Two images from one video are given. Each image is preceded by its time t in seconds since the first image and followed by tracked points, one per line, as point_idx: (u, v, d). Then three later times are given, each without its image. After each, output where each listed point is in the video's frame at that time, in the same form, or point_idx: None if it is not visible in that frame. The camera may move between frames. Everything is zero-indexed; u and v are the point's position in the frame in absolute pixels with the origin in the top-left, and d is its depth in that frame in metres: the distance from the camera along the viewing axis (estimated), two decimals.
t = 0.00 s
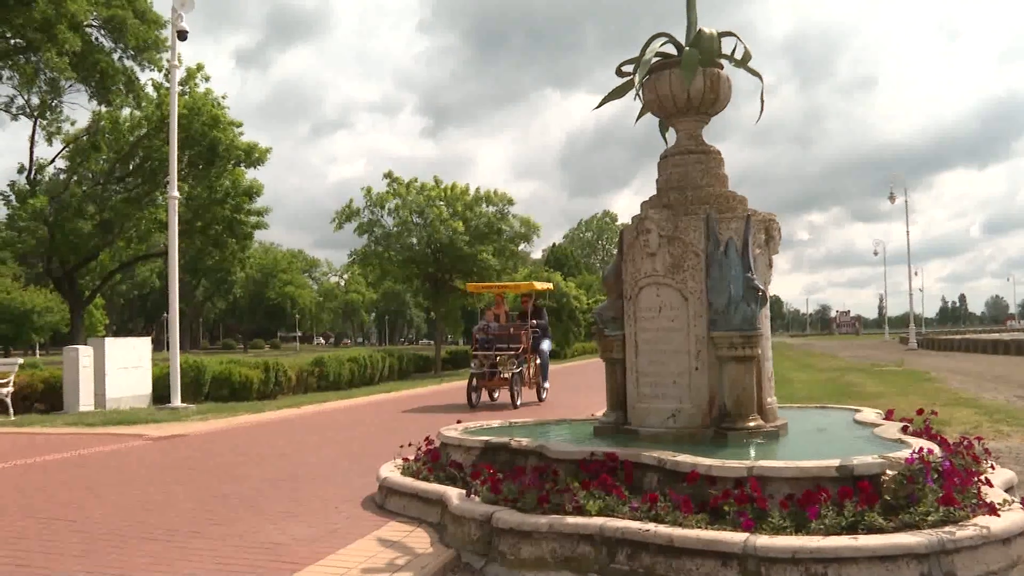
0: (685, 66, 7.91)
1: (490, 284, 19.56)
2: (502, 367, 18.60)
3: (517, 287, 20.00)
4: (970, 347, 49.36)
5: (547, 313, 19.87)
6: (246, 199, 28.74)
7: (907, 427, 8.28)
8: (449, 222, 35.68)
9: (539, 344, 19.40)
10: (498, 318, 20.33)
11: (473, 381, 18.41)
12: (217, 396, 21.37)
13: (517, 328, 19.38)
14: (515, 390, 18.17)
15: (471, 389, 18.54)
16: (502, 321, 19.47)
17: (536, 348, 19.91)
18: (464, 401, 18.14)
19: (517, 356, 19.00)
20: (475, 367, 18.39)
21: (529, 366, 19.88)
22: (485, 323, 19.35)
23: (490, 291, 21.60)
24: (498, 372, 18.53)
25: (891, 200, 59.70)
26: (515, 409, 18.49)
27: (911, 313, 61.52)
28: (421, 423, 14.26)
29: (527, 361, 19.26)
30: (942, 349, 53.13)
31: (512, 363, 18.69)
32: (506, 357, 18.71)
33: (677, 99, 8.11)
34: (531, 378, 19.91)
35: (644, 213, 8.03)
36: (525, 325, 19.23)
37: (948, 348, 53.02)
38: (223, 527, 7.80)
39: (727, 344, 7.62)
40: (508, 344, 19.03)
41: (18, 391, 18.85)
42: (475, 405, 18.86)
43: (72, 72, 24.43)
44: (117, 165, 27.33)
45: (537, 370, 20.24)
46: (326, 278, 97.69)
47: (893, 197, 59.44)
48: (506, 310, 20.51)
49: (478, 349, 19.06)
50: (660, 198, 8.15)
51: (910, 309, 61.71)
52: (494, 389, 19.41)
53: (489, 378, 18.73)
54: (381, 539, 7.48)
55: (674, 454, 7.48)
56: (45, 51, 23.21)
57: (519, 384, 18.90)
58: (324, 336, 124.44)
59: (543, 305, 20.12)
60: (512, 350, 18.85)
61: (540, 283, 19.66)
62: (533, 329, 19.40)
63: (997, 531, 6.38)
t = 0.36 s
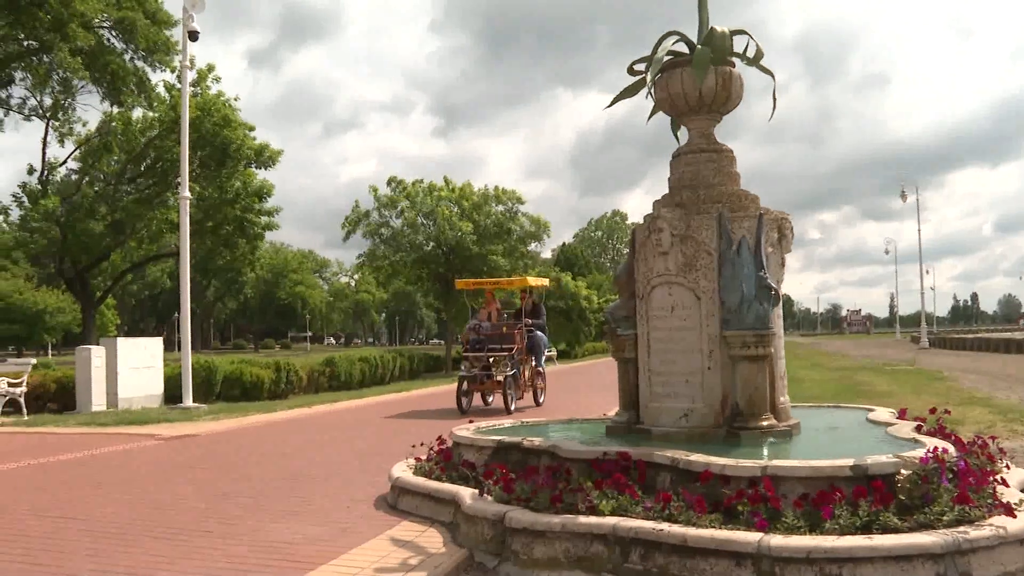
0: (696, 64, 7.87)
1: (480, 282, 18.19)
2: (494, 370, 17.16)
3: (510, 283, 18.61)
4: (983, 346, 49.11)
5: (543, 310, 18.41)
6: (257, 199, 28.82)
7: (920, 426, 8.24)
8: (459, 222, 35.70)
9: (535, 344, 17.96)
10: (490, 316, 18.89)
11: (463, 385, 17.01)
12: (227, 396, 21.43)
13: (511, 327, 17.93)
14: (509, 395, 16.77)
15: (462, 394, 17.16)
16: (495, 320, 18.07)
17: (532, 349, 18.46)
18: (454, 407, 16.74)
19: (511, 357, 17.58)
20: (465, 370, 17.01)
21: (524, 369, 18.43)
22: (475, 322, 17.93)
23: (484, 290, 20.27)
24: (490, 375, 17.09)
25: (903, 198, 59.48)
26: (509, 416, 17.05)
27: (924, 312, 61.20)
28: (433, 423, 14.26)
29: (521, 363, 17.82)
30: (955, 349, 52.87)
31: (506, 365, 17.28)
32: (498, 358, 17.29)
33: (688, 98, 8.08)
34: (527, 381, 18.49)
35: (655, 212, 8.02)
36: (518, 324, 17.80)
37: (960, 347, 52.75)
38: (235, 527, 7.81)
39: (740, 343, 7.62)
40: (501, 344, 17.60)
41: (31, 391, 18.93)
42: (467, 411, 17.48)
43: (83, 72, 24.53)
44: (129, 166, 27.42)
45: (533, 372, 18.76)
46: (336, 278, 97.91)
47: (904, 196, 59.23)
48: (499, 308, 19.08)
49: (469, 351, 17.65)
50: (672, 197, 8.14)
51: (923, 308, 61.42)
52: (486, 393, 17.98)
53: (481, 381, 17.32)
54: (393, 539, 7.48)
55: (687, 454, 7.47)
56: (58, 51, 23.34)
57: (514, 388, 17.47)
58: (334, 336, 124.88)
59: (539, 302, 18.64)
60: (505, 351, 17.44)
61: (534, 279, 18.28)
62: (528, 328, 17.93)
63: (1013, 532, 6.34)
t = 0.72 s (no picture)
0: (713, 63, 7.84)
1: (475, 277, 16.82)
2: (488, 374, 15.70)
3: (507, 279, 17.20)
4: (1002, 347, 48.71)
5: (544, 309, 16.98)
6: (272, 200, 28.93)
7: (939, 427, 8.19)
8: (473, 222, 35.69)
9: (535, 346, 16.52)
10: (488, 315, 17.51)
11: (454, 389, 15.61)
12: (243, 396, 21.51)
13: (508, 327, 16.52)
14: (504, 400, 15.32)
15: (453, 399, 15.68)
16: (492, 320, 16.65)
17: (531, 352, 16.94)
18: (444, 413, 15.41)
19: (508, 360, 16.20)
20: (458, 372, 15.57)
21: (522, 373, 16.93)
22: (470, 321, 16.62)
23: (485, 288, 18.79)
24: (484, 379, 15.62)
25: (922, 198, 59.10)
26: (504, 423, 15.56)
27: (942, 313, 60.76)
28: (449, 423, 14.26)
29: (519, 366, 16.39)
30: (973, 349, 52.44)
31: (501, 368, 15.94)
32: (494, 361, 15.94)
33: (706, 97, 8.05)
34: (525, 385, 17.07)
35: (673, 211, 8.01)
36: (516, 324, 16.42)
37: (980, 348, 52.31)
38: (251, 526, 7.83)
39: (758, 342, 7.60)
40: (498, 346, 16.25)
41: (49, 391, 19.01)
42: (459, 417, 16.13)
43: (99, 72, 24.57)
44: (145, 167, 27.69)
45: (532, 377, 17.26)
46: (351, 278, 98.16)
47: (923, 195, 58.84)
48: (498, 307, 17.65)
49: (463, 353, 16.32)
50: (689, 196, 8.12)
51: (941, 309, 60.97)
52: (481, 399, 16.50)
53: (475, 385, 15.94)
54: (411, 539, 7.48)
55: (705, 454, 7.45)
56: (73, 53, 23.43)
57: (511, 393, 16.07)
58: (348, 336, 125.30)
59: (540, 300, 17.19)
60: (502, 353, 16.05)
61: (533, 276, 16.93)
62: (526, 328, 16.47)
63: None
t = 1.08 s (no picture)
0: (737, 63, 7.82)
1: (472, 274, 15.55)
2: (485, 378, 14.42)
3: (506, 276, 15.94)
4: None
5: (547, 308, 15.75)
6: (293, 201, 29.05)
7: (967, 428, 8.13)
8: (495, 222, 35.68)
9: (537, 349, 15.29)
10: (487, 316, 16.25)
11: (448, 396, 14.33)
12: (265, 396, 21.67)
13: (506, 327, 15.25)
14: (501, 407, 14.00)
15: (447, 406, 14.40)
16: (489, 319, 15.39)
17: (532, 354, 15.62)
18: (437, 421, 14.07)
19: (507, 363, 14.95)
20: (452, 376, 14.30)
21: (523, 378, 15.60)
22: (466, 321, 15.35)
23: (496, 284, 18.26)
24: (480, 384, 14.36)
25: (945, 199, 58.69)
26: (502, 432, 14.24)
27: (967, 315, 60.33)
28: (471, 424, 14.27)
29: (520, 371, 15.14)
30: (999, 350, 51.99)
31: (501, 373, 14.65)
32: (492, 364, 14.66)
33: (730, 97, 8.03)
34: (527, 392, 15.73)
35: (698, 212, 7.99)
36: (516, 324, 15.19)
37: (1006, 349, 51.86)
38: (277, 526, 7.85)
39: (784, 343, 7.57)
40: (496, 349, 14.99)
41: (74, 390, 19.16)
42: (453, 425, 14.78)
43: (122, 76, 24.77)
44: (169, 168, 27.57)
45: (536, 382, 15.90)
46: (372, 280, 98.65)
47: (947, 196, 58.41)
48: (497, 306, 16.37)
49: (458, 356, 15.07)
50: (713, 197, 8.11)
51: (966, 310, 60.54)
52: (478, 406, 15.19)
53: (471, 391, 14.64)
54: (436, 539, 7.47)
55: (731, 455, 7.43)
56: (96, 57, 23.36)
57: (510, 400, 14.80)
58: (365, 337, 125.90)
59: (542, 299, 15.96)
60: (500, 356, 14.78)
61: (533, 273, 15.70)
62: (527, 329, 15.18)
63: None
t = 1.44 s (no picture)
0: (776, 60, 7.78)
1: (476, 266, 14.02)
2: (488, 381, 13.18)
3: (514, 267, 14.36)
4: None
5: (560, 303, 14.21)
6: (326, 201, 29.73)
7: (1013, 429, 7.99)
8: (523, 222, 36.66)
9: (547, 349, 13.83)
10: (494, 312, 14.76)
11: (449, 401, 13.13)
12: (301, 394, 21.85)
13: (514, 325, 13.82)
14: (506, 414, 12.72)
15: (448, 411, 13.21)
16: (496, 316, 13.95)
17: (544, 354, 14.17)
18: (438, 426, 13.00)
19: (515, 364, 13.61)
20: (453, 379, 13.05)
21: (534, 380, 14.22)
22: (470, 319, 14.05)
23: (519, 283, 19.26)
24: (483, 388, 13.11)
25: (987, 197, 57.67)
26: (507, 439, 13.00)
27: (1009, 315, 59.26)
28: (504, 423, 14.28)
29: (529, 372, 13.70)
30: None
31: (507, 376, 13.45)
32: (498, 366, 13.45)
33: (769, 94, 7.99)
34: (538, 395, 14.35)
35: (737, 210, 7.96)
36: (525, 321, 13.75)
37: None
38: (317, 522, 7.90)
39: (824, 342, 7.51)
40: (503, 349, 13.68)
41: (114, 387, 19.41)
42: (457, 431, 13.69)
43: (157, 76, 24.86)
44: (204, 168, 28.77)
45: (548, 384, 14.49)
46: (405, 278, 99.46)
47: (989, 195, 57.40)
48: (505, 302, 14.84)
49: (462, 356, 13.76)
50: (752, 195, 8.08)
51: (1007, 310, 59.48)
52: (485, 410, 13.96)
53: (474, 395, 13.45)
54: (476, 536, 7.49)
55: (772, 454, 7.38)
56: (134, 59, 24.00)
57: (517, 405, 13.45)
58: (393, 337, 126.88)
59: (555, 292, 14.41)
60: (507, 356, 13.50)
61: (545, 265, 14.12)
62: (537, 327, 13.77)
63: None
